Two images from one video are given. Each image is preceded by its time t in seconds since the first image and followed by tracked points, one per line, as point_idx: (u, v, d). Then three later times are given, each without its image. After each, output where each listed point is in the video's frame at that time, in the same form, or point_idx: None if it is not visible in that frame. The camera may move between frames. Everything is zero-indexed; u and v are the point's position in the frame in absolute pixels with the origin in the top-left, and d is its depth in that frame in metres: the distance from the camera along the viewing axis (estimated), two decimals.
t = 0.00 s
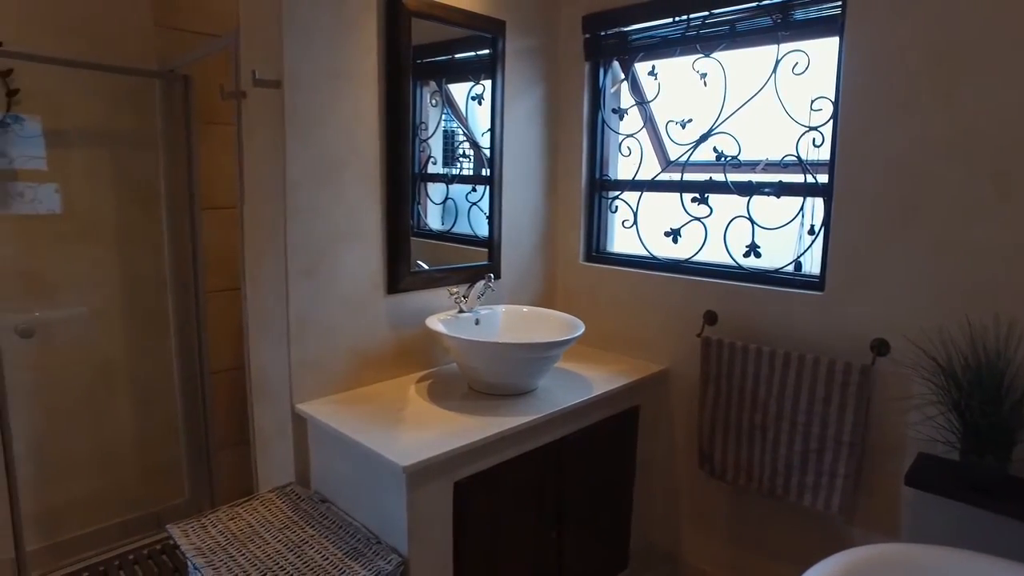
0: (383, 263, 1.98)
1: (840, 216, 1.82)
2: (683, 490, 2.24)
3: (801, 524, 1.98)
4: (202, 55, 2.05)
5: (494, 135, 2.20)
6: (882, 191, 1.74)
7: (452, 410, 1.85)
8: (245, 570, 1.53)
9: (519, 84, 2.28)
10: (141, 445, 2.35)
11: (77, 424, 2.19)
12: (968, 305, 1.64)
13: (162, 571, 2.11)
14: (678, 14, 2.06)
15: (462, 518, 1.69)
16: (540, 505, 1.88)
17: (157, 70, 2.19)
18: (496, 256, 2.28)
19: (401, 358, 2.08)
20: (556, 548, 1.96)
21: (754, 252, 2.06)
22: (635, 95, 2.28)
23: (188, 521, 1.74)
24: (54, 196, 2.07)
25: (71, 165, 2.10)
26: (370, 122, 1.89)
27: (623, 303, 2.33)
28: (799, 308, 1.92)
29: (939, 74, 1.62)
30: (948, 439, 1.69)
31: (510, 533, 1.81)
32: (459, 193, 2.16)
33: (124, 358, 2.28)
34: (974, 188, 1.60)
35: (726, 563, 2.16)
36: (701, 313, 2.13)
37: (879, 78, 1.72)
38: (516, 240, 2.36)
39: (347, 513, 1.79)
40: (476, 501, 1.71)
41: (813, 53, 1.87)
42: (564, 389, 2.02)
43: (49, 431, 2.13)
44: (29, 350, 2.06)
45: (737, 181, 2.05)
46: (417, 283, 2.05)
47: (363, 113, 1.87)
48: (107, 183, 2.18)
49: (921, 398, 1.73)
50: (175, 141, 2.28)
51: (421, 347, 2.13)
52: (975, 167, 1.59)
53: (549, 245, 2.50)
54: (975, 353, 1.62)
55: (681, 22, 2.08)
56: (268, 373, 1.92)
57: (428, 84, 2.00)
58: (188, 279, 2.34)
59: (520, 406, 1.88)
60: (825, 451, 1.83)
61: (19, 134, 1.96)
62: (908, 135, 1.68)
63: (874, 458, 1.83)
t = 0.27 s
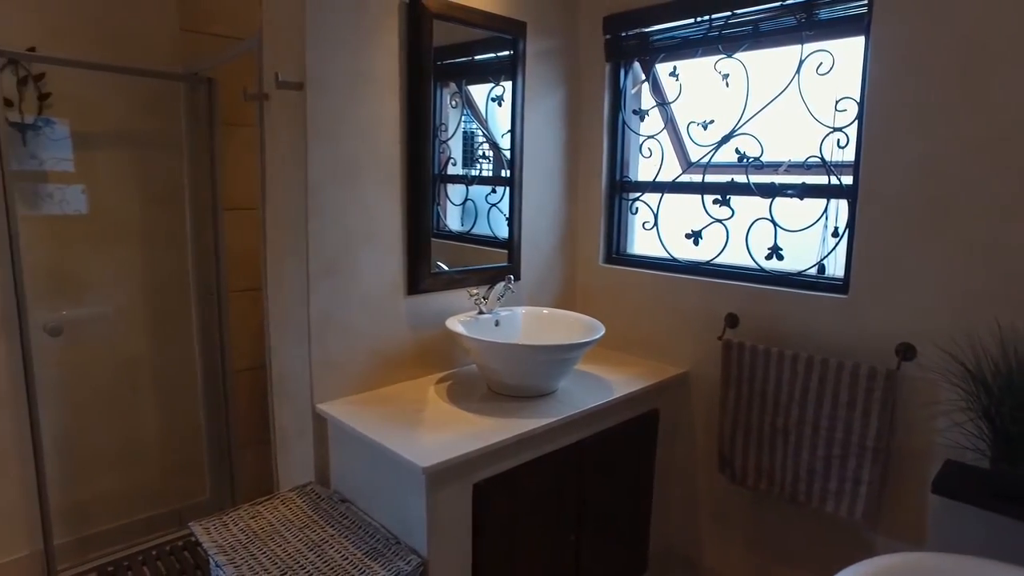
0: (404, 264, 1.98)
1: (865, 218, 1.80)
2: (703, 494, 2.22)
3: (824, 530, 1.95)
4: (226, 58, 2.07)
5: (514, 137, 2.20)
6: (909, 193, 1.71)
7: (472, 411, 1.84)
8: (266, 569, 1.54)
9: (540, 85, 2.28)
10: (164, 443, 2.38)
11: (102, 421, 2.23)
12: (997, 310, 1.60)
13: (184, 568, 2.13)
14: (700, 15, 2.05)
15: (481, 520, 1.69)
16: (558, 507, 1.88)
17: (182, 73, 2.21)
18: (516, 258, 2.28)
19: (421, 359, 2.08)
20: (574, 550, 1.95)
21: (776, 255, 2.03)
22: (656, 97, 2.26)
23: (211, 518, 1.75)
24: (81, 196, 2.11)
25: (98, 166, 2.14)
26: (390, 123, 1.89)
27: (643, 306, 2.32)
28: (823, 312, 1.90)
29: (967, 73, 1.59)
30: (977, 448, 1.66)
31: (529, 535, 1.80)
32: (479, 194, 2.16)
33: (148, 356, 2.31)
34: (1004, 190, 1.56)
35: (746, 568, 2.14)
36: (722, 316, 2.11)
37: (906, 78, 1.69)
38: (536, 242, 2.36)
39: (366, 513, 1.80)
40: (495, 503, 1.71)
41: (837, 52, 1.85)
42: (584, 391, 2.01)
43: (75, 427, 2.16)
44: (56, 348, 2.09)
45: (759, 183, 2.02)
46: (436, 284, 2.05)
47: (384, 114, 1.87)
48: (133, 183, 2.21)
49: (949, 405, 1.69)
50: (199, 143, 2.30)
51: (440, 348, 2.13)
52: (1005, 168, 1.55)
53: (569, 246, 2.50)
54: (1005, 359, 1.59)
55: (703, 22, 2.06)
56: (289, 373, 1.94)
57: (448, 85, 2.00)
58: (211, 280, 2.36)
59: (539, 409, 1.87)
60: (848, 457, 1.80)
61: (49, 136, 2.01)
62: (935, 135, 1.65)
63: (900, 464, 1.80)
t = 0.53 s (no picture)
0: (423, 264, 1.98)
1: (890, 219, 1.77)
2: (722, 498, 2.20)
3: (846, 536, 1.92)
4: (249, 59, 2.09)
5: (534, 138, 2.19)
6: (936, 194, 1.68)
7: (490, 413, 1.84)
8: (285, 567, 1.54)
9: (559, 86, 2.27)
10: (185, 441, 2.41)
11: (125, 418, 2.26)
12: None
13: (204, 564, 2.15)
14: (721, 14, 2.03)
15: (499, 521, 1.68)
16: (576, 509, 1.87)
17: (204, 75, 2.23)
18: (534, 259, 2.28)
19: (440, 360, 2.08)
20: (592, 553, 1.94)
21: (798, 257, 2.01)
22: (676, 97, 2.25)
23: (231, 516, 1.77)
24: (106, 197, 2.14)
25: (123, 167, 2.17)
26: (409, 124, 1.90)
27: (662, 307, 2.30)
28: (846, 314, 1.87)
29: (996, 71, 1.55)
30: (1007, 456, 1.62)
31: (546, 537, 1.80)
32: (498, 195, 2.16)
33: (171, 355, 2.34)
34: None
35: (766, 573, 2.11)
36: (743, 318, 2.09)
37: (933, 77, 1.66)
38: (555, 242, 2.35)
39: (385, 513, 1.80)
40: (513, 505, 1.70)
41: (862, 51, 1.82)
42: (603, 393, 2.00)
43: (99, 424, 2.20)
44: (82, 346, 2.13)
45: (781, 184, 2.00)
46: (456, 284, 2.05)
47: (403, 115, 1.88)
48: (156, 184, 2.24)
49: (977, 410, 1.66)
50: (221, 143, 2.32)
51: (459, 349, 2.13)
52: None
53: (588, 248, 2.49)
54: None
55: (724, 22, 2.04)
56: (308, 373, 1.95)
57: (468, 86, 2.00)
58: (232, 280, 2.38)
59: (558, 410, 1.87)
60: (872, 462, 1.77)
61: (76, 138, 2.05)
62: (963, 135, 1.62)
63: (926, 470, 1.77)
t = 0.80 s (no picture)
0: (441, 265, 1.99)
1: (914, 221, 1.74)
2: (741, 502, 2.18)
3: (868, 542, 1.90)
4: (270, 61, 2.11)
5: (552, 139, 2.19)
6: (962, 196, 1.65)
7: (508, 414, 1.84)
8: (304, 565, 1.55)
9: (578, 87, 2.27)
10: (205, 439, 2.43)
11: (147, 416, 2.29)
12: None
13: (224, 561, 2.17)
14: (742, 15, 2.01)
15: (516, 523, 1.68)
16: (594, 512, 1.86)
17: (226, 77, 2.25)
18: (553, 260, 2.27)
19: (458, 361, 2.08)
20: (609, 555, 1.93)
21: (819, 259, 1.99)
22: (696, 98, 2.23)
23: (251, 514, 1.78)
24: (129, 198, 2.17)
25: (147, 168, 2.20)
26: (428, 125, 1.90)
27: (681, 310, 2.29)
28: (868, 317, 1.85)
29: None
30: None
31: (564, 539, 1.79)
32: (516, 196, 2.16)
33: (192, 354, 2.37)
34: None
35: None
36: (763, 321, 2.07)
37: (960, 77, 1.63)
38: (573, 244, 2.35)
39: (403, 513, 1.80)
40: (530, 506, 1.70)
41: (885, 51, 1.79)
42: (621, 395, 1.99)
43: (122, 422, 2.23)
44: (106, 344, 2.16)
45: (802, 186, 1.98)
46: (474, 285, 2.05)
47: (422, 117, 1.88)
48: (179, 185, 2.27)
49: (1005, 416, 1.63)
50: (242, 145, 2.34)
51: (478, 350, 2.13)
52: None
53: (607, 249, 2.48)
54: None
55: (745, 22, 2.03)
56: (327, 373, 1.96)
57: (486, 87, 2.00)
58: (252, 280, 2.41)
59: (575, 412, 1.86)
60: (895, 467, 1.74)
61: (102, 140, 2.09)
62: (990, 136, 1.59)
63: (950, 476, 1.73)
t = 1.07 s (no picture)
0: (457, 267, 1.99)
1: (935, 224, 1.72)
2: (757, 505, 2.16)
3: (887, 548, 1.87)
4: (288, 63, 2.12)
5: (568, 140, 2.19)
6: (985, 198, 1.63)
7: (523, 416, 1.84)
8: (320, 565, 1.56)
9: (595, 88, 2.26)
10: (222, 438, 2.45)
11: (165, 415, 2.31)
12: None
13: (240, 559, 2.20)
14: (760, 15, 2.00)
15: (532, 524, 1.68)
16: (609, 514, 1.85)
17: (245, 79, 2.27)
18: (569, 262, 2.27)
19: (473, 362, 2.08)
20: (624, 558, 1.92)
21: (838, 261, 1.96)
22: (713, 99, 2.22)
23: (269, 513, 1.80)
24: (148, 199, 2.19)
25: (167, 169, 2.23)
26: (445, 127, 1.91)
27: (698, 312, 2.28)
28: (888, 320, 1.83)
29: None
30: None
31: (579, 541, 1.79)
32: (532, 198, 2.16)
33: (210, 353, 2.39)
34: None
35: None
36: (781, 323, 2.05)
37: (983, 77, 1.60)
38: (588, 245, 2.34)
39: (418, 514, 1.81)
40: (546, 508, 1.70)
41: (907, 51, 1.77)
42: (637, 398, 1.98)
43: (141, 420, 2.26)
44: (126, 343, 2.19)
45: (820, 188, 1.96)
46: (490, 287, 2.05)
47: (438, 118, 1.89)
48: (197, 186, 2.29)
49: None
50: (260, 147, 2.36)
51: (493, 351, 2.13)
52: None
53: (622, 250, 2.47)
54: None
55: (763, 22, 2.01)
56: (344, 373, 1.97)
57: (502, 89, 2.00)
58: (269, 280, 2.42)
59: (591, 414, 1.85)
60: (915, 473, 1.72)
61: (120, 143, 2.11)
62: (1014, 137, 1.57)
63: (972, 483, 1.71)
